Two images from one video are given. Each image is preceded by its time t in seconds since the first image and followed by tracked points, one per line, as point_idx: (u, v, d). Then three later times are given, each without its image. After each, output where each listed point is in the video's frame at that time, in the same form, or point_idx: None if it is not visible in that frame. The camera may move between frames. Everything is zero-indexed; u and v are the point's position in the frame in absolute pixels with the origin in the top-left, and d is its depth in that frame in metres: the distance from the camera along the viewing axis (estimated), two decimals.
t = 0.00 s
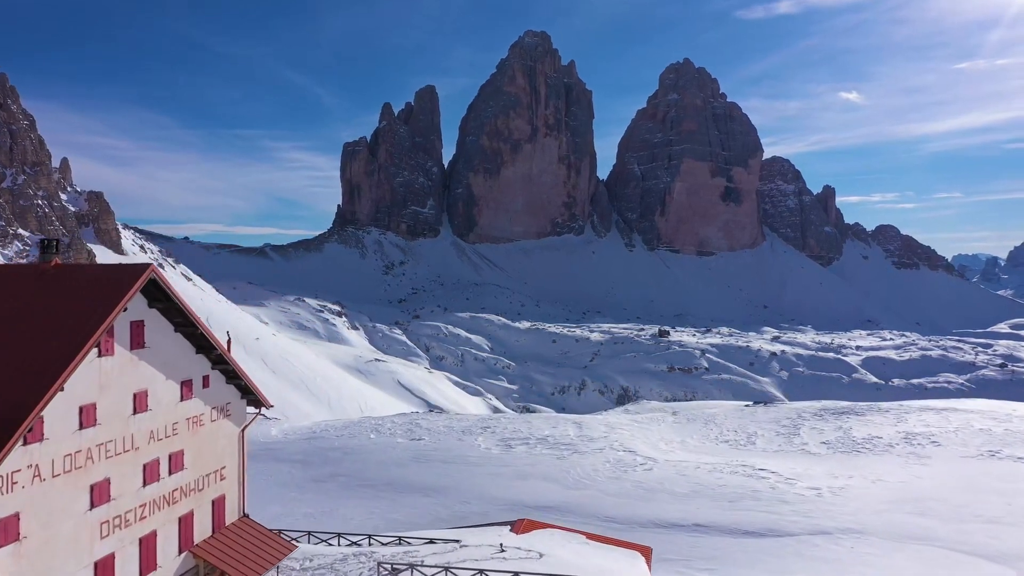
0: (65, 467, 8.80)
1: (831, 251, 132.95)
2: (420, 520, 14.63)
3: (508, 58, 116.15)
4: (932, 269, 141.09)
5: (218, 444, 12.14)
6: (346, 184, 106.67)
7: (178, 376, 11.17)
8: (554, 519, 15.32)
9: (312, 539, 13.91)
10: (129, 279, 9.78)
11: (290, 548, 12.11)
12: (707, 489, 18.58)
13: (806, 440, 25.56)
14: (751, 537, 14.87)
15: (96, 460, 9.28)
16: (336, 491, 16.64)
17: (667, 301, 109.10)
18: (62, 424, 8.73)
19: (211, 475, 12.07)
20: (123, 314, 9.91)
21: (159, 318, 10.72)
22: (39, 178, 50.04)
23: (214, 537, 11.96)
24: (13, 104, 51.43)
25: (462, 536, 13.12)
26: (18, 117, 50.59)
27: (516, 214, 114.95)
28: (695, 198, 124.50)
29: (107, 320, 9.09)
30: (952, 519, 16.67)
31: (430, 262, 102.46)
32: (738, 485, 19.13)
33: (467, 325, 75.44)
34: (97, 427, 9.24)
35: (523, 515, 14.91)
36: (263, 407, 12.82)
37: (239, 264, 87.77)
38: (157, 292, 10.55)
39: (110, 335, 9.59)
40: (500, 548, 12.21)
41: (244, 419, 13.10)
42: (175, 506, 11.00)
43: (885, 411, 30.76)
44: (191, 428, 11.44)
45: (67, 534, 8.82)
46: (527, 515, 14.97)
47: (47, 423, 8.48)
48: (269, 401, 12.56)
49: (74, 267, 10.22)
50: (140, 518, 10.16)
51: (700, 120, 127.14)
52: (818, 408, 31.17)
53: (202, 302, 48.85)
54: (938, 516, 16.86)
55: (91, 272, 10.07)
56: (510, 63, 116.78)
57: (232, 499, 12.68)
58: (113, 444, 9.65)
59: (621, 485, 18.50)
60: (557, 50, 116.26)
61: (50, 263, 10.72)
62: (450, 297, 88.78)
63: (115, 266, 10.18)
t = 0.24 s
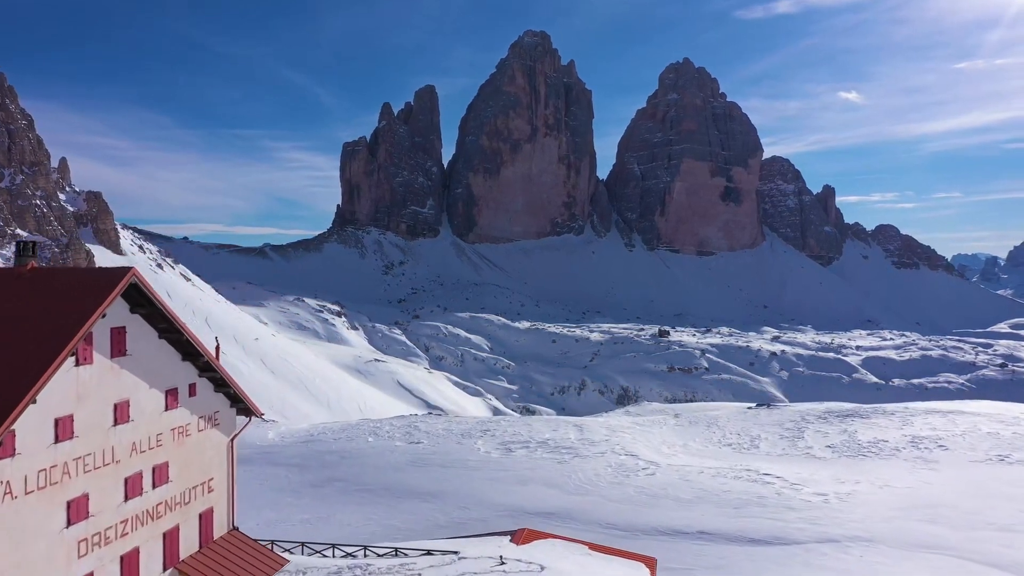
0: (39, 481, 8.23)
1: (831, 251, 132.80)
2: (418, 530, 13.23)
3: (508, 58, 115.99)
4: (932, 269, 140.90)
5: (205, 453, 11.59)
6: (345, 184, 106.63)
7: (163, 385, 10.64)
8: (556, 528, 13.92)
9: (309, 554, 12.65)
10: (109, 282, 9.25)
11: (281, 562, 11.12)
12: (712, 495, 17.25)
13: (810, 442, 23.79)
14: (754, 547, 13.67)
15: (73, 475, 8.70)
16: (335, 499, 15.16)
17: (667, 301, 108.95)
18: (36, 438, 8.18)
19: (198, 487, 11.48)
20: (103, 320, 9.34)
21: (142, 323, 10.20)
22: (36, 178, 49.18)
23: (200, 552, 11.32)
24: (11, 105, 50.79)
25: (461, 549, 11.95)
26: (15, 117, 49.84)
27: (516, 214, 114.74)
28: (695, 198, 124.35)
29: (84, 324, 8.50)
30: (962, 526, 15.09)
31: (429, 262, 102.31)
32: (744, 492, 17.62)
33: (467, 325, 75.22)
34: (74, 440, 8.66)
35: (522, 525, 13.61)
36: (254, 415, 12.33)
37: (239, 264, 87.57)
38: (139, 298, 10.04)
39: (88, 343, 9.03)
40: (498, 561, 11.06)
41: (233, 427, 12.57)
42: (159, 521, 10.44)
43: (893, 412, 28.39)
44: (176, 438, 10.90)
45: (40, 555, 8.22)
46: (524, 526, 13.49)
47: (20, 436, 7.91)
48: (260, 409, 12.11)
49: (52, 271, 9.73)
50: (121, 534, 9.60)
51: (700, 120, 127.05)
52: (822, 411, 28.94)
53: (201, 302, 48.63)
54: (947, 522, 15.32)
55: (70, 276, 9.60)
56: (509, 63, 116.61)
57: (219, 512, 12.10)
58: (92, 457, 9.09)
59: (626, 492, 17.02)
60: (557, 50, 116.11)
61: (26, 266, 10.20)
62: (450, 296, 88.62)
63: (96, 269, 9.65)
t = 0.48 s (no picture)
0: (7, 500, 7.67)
1: (830, 250, 132.66)
2: (417, 537, 12.71)
3: (507, 57, 115.81)
4: (932, 268, 140.78)
5: (191, 466, 11.00)
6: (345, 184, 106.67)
7: (145, 395, 10.07)
8: (558, 536, 13.37)
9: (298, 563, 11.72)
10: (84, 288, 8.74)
11: None
12: (716, 500, 16.80)
13: (815, 446, 23.40)
14: (760, 556, 13.11)
15: (46, 492, 8.17)
16: (333, 501, 14.88)
17: (667, 301, 108.74)
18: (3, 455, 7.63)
19: (183, 501, 10.89)
20: (81, 327, 8.80)
21: (122, 331, 9.66)
22: (35, 178, 47.82)
23: (186, 568, 10.71)
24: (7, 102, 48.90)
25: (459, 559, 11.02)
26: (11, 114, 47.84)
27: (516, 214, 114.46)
28: (695, 198, 124.17)
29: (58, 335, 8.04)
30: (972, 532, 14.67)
31: (429, 262, 102.05)
32: (751, 497, 17.15)
33: (467, 325, 75.01)
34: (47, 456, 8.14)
35: (523, 534, 13.01)
36: (242, 424, 11.76)
37: (238, 264, 87.34)
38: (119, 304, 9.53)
39: (63, 351, 8.49)
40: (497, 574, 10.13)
41: (220, 437, 11.99)
42: (141, 538, 9.86)
43: (899, 414, 27.89)
44: (159, 450, 10.32)
45: None
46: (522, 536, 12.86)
47: None
48: (249, 418, 11.54)
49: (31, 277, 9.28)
50: (98, 552, 9.03)
51: (700, 120, 126.91)
52: (826, 413, 28.65)
53: (200, 302, 48.37)
54: (958, 528, 14.91)
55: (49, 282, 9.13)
56: (509, 62, 116.41)
57: (207, 525, 11.53)
58: (67, 473, 8.54)
59: (630, 497, 16.52)
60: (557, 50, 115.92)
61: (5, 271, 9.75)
62: (450, 296, 88.45)
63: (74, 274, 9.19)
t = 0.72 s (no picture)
0: None
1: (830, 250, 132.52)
2: (414, 543, 12.44)
3: (506, 57, 115.68)
4: (932, 268, 140.66)
5: (177, 477, 10.80)
6: (344, 183, 106.83)
7: (129, 405, 9.89)
8: (556, 542, 12.96)
9: None
10: (59, 294, 8.55)
11: None
12: (721, 507, 16.33)
13: (820, 450, 22.96)
14: (765, 565, 12.77)
15: (20, 507, 8.00)
16: (328, 506, 14.65)
17: (667, 301, 108.55)
18: None
19: (170, 514, 10.69)
20: (59, 333, 8.66)
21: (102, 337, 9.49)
22: (34, 178, 46.87)
23: None
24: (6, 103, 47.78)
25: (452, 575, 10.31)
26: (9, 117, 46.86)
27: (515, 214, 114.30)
28: (695, 198, 124.01)
29: (29, 342, 7.81)
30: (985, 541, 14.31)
31: (429, 261, 101.84)
32: (757, 502, 16.86)
33: (466, 325, 74.82)
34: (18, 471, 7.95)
35: (523, 542, 12.67)
36: (230, 433, 11.53)
37: (238, 264, 87.19)
38: (96, 310, 9.32)
39: (39, 360, 8.33)
40: None
41: (209, 446, 11.79)
42: (123, 553, 9.66)
43: (903, 416, 27.37)
44: (143, 462, 10.13)
45: None
46: (518, 545, 12.39)
47: None
48: (237, 426, 11.32)
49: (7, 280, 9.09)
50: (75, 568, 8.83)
51: (700, 119, 126.74)
52: (831, 415, 28.28)
53: (199, 302, 48.22)
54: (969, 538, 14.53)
55: (26, 286, 8.91)
56: (508, 62, 116.23)
57: (195, 538, 11.34)
58: (42, 487, 8.35)
59: (634, 503, 16.26)
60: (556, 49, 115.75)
61: None
62: (449, 296, 88.34)
63: (50, 279, 8.96)
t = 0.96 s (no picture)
0: None
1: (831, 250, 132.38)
2: (412, 550, 12.13)
3: (506, 56, 115.52)
4: (932, 268, 140.57)
5: (160, 490, 10.44)
6: (343, 183, 106.64)
7: (108, 416, 9.48)
8: (558, 551, 12.27)
9: None
10: (33, 299, 8.06)
11: None
12: (722, 514, 14.59)
13: (825, 454, 21.04)
14: (774, 574, 11.30)
15: None
16: (321, 512, 14.33)
17: (667, 300, 108.44)
18: None
19: (152, 529, 10.35)
20: (29, 342, 8.14)
21: (79, 345, 9.02)
22: (31, 178, 45.87)
23: None
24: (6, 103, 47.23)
25: None
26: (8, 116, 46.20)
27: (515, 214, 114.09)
28: (695, 197, 123.81)
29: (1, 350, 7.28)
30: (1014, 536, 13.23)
31: (429, 261, 101.69)
32: (759, 511, 14.91)
33: (466, 325, 74.61)
34: None
35: (521, 549, 12.26)
36: (216, 443, 11.20)
37: (238, 264, 86.98)
38: (73, 315, 8.83)
39: (8, 369, 7.79)
40: None
41: (194, 457, 11.44)
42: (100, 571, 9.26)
43: (910, 420, 25.39)
44: (123, 475, 9.74)
45: None
46: (518, 557, 11.74)
47: None
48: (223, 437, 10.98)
49: None
50: None
51: (699, 119, 126.53)
52: (836, 419, 26.10)
53: (197, 301, 48.00)
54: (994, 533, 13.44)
55: None
56: (507, 61, 116.10)
57: (178, 553, 10.96)
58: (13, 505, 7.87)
59: (629, 509, 14.79)
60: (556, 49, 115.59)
61: None
62: (449, 296, 88.29)
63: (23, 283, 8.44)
